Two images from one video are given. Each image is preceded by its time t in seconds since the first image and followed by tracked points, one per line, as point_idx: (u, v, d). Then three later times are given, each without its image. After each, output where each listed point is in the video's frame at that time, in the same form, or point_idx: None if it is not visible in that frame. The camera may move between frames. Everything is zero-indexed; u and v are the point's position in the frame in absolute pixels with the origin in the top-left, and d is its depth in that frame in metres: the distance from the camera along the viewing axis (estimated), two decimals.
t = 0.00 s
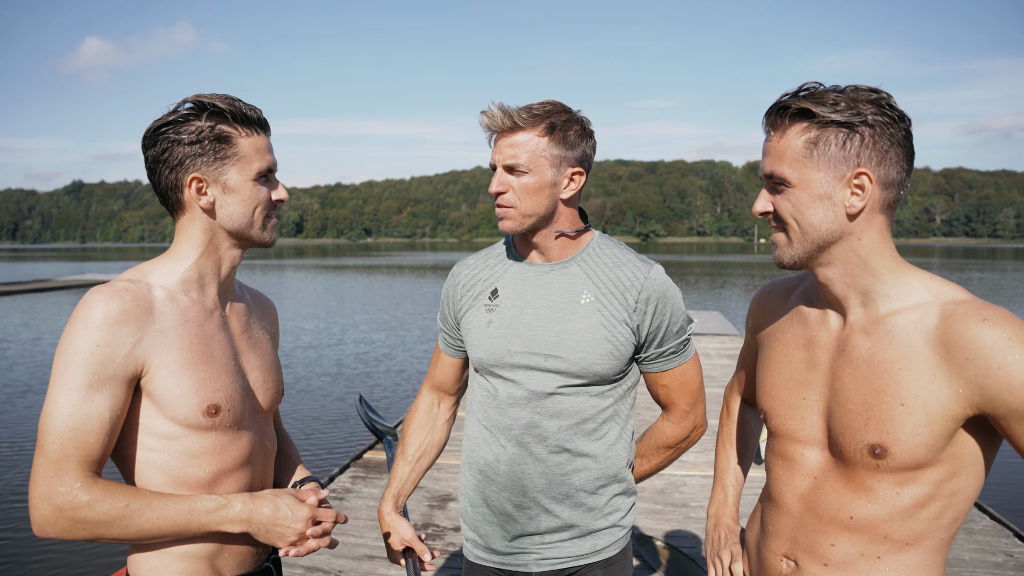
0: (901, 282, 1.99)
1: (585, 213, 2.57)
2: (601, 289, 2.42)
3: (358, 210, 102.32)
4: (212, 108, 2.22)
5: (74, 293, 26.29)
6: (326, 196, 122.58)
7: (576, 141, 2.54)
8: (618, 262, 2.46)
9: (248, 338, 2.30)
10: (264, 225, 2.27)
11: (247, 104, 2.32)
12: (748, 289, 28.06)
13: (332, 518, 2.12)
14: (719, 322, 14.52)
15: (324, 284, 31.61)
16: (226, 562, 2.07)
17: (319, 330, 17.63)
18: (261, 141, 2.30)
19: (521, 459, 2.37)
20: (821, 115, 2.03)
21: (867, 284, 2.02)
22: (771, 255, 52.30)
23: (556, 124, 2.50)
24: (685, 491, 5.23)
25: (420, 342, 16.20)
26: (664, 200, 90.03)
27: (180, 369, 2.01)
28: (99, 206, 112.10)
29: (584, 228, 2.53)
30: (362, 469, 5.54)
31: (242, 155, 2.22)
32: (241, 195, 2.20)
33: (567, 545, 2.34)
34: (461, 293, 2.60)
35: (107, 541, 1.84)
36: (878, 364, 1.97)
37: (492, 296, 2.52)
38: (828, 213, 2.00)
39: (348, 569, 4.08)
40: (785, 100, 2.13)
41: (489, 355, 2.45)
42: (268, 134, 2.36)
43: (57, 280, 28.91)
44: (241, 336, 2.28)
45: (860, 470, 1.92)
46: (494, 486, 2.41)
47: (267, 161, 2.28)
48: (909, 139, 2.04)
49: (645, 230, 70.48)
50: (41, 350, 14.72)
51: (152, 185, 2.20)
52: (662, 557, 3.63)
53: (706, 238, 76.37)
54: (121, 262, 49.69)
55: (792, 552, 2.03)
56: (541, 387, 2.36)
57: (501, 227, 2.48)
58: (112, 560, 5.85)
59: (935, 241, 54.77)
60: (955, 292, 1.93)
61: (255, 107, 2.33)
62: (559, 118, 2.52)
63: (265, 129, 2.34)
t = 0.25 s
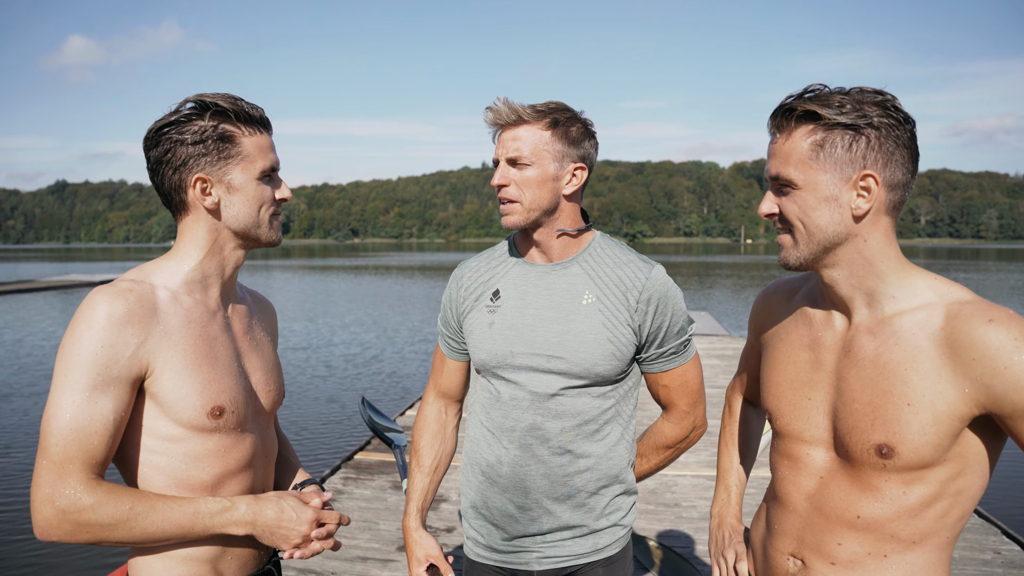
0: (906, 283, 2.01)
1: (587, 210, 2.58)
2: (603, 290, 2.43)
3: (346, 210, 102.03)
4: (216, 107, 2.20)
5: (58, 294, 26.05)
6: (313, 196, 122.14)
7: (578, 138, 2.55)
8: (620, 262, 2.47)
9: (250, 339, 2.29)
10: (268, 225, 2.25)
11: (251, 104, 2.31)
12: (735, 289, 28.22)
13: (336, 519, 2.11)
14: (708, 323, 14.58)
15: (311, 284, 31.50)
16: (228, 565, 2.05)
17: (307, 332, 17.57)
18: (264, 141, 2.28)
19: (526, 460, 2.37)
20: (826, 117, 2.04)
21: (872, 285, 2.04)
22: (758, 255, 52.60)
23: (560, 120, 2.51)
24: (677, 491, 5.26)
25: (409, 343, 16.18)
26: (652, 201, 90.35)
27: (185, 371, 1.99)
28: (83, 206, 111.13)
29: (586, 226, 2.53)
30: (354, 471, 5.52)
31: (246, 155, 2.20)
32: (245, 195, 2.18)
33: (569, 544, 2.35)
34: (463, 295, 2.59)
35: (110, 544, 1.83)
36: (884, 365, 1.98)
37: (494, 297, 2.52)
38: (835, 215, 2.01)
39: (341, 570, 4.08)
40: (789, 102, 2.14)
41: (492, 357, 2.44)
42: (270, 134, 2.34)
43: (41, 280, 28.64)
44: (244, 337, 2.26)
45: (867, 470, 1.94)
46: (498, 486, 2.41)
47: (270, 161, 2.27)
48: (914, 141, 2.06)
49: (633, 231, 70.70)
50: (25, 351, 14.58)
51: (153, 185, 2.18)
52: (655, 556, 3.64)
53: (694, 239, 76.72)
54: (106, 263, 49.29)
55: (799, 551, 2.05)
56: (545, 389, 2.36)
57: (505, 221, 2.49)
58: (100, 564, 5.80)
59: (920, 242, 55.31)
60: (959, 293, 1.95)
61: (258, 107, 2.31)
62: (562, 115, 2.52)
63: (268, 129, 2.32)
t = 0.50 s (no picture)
0: (912, 282, 2.03)
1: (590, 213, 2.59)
2: (607, 290, 2.43)
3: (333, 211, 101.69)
4: (222, 109, 2.18)
5: (41, 297, 25.76)
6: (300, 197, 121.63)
7: (584, 144, 2.55)
8: (623, 262, 2.48)
9: (253, 341, 2.27)
10: (272, 229, 2.23)
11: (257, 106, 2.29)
12: (723, 289, 28.37)
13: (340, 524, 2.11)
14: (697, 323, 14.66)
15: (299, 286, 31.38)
16: (233, 570, 2.03)
17: (296, 333, 17.50)
18: (270, 143, 2.26)
19: (530, 460, 2.38)
20: (832, 119, 2.06)
21: (878, 285, 2.05)
22: (746, 255, 52.88)
23: (565, 126, 2.51)
24: (670, 491, 5.28)
25: (398, 345, 16.13)
26: (640, 201, 90.64)
27: (188, 374, 1.98)
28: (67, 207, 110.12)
29: (589, 228, 2.54)
30: (346, 473, 5.50)
31: (251, 157, 2.18)
32: (249, 198, 2.16)
33: (569, 540, 2.36)
34: (470, 297, 2.60)
35: (114, 549, 1.81)
36: (891, 363, 2.00)
37: (499, 298, 2.53)
38: (838, 215, 2.04)
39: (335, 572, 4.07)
40: (797, 104, 2.16)
41: (497, 358, 2.44)
42: (277, 136, 2.32)
43: (24, 282, 28.32)
44: (248, 340, 2.25)
45: (875, 467, 1.95)
46: (502, 486, 2.42)
47: (275, 163, 2.25)
48: (922, 144, 2.07)
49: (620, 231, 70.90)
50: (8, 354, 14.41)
51: (158, 186, 2.16)
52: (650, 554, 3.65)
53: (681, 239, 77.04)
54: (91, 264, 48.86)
55: (807, 549, 2.06)
56: (548, 389, 2.37)
57: (507, 226, 2.49)
58: (88, 569, 5.75)
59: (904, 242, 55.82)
60: (966, 292, 1.97)
61: (264, 108, 2.29)
62: (568, 120, 2.53)
63: (274, 131, 2.30)
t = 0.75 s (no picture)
0: (917, 282, 2.05)
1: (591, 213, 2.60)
2: (609, 289, 2.45)
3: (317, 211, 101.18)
4: (219, 105, 2.16)
5: (19, 297, 25.35)
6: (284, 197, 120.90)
7: (588, 145, 2.56)
8: (623, 262, 2.50)
9: (256, 342, 2.26)
10: (273, 226, 2.22)
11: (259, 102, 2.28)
12: (707, 289, 28.55)
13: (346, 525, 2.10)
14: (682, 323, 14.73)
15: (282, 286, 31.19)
16: (237, 571, 2.02)
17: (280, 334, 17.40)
18: (268, 138, 2.24)
19: (533, 459, 2.40)
20: (845, 116, 2.08)
21: (883, 283, 2.07)
22: (730, 255, 53.20)
23: (570, 128, 2.52)
24: (659, 490, 5.31)
25: (383, 345, 16.07)
26: (625, 201, 90.95)
27: (192, 374, 1.96)
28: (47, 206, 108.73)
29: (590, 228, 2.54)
30: (335, 473, 5.48)
31: (249, 154, 2.17)
32: (249, 195, 2.15)
33: (572, 539, 2.39)
34: (467, 293, 2.57)
35: (116, 552, 1.79)
36: (896, 361, 2.03)
37: (498, 296, 2.52)
38: (848, 212, 2.06)
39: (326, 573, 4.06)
40: (809, 101, 2.18)
41: (500, 357, 2.44)
42: (275, 131, 2.30)
43: (1, 282, 27.88)
44: (250, 340, 2.23)
45: (879, 464, 1.99)
46: (504, 485, 2.44)
47: (275, 159, 2.23)
48: (929, 144, 2.10)
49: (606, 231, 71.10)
50: None
51: (157, 185, 2.15)
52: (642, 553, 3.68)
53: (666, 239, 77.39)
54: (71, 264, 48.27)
55: (810, 546, 2.09)
56: (552, 389, 2.40)
57: (511, 227, 2.48)
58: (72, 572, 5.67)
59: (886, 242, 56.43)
60: (969, 292, 2.00)
61: (262, 104, 2.28)
62: (572, 122, 2.53)
63: (272, 126, 2.28)
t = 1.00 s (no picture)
0: (918, 283, 2.09)
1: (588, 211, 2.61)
2: (606, 286, 2.47)
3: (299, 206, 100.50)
4: (220, 99, 2.14)
5: None
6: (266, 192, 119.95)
7: (587, 144, 2.58)
8: (620, 259, 2.52)
9: (255, 340, 2.24)
10: (274, 222, 2.20)
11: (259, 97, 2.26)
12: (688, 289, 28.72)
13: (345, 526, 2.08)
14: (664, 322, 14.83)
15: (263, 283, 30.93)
16: (234, 572, 2.00)
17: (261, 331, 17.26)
18: (270, 134, 2.22)
19: (529, 455, 2.41)
20: (849, 120, 2.11)
21: (885, 284, 2.11)
22: (712, 254, 53.54)
23: (570, 126, 2.53)
24: (645, 488, 5.34)
25: (366, 343, 16.01)
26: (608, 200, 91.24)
27: (190, 372, 1.94)
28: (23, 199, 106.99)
29: (588, 225, 2.56)
30: (320, 471, 5.45)
31: (251, 149, 2.14)
32: (251, 190, 2.12)
33: (567, 536, 2.40)
34: (462, 289, 2.57)
35: (112, 553, 1.76)
36: (897, 361, 2.06)
37: (495, 292, 2.52)
38: (854, 213, 2.08)
39: (313, 572, 4.05)
40: (809, 106, 2.20)
41: (496, 354, 2.44)
42: (276, 126, 2.29)
43: None
44: (249, 338, 2.22)
45: (880, 462, 2.02)
46: (497, 482, 2.45)
47: (277, 154, 2.21)
48: (928, 147, 2.15)
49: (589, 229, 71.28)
50: None
51: (155, 178, 2.11)
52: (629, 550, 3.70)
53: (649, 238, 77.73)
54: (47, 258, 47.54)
55: (811, 543, 2.12)
56: (548, 386, 2.41)
57: (510, 225, 2.48)
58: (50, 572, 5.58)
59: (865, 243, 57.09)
60: (968, 292, 2.04)
61: (263, 98, 2.26)
62: (572, 120, 2.54)
63: (274, 121, 2.26)
